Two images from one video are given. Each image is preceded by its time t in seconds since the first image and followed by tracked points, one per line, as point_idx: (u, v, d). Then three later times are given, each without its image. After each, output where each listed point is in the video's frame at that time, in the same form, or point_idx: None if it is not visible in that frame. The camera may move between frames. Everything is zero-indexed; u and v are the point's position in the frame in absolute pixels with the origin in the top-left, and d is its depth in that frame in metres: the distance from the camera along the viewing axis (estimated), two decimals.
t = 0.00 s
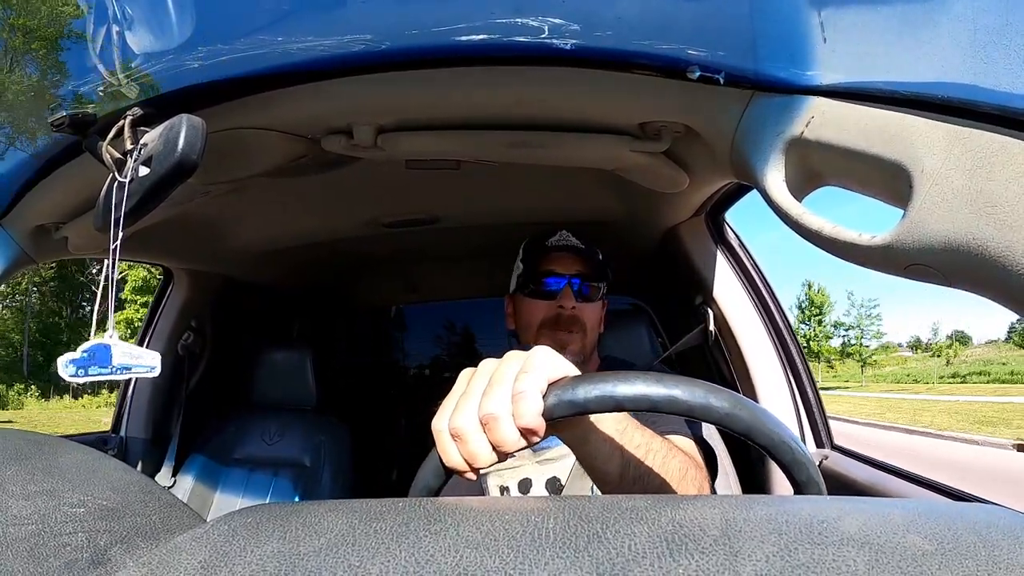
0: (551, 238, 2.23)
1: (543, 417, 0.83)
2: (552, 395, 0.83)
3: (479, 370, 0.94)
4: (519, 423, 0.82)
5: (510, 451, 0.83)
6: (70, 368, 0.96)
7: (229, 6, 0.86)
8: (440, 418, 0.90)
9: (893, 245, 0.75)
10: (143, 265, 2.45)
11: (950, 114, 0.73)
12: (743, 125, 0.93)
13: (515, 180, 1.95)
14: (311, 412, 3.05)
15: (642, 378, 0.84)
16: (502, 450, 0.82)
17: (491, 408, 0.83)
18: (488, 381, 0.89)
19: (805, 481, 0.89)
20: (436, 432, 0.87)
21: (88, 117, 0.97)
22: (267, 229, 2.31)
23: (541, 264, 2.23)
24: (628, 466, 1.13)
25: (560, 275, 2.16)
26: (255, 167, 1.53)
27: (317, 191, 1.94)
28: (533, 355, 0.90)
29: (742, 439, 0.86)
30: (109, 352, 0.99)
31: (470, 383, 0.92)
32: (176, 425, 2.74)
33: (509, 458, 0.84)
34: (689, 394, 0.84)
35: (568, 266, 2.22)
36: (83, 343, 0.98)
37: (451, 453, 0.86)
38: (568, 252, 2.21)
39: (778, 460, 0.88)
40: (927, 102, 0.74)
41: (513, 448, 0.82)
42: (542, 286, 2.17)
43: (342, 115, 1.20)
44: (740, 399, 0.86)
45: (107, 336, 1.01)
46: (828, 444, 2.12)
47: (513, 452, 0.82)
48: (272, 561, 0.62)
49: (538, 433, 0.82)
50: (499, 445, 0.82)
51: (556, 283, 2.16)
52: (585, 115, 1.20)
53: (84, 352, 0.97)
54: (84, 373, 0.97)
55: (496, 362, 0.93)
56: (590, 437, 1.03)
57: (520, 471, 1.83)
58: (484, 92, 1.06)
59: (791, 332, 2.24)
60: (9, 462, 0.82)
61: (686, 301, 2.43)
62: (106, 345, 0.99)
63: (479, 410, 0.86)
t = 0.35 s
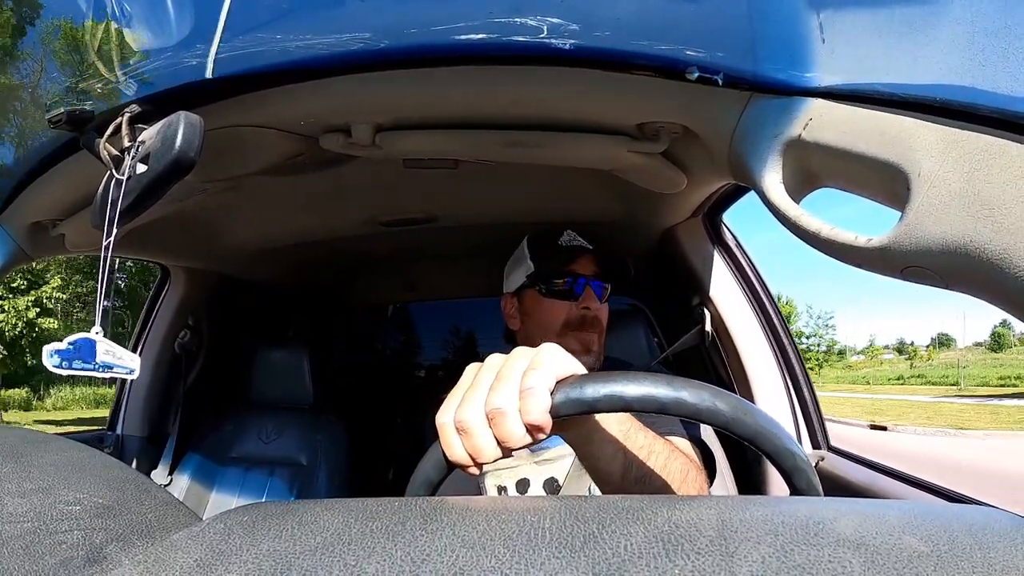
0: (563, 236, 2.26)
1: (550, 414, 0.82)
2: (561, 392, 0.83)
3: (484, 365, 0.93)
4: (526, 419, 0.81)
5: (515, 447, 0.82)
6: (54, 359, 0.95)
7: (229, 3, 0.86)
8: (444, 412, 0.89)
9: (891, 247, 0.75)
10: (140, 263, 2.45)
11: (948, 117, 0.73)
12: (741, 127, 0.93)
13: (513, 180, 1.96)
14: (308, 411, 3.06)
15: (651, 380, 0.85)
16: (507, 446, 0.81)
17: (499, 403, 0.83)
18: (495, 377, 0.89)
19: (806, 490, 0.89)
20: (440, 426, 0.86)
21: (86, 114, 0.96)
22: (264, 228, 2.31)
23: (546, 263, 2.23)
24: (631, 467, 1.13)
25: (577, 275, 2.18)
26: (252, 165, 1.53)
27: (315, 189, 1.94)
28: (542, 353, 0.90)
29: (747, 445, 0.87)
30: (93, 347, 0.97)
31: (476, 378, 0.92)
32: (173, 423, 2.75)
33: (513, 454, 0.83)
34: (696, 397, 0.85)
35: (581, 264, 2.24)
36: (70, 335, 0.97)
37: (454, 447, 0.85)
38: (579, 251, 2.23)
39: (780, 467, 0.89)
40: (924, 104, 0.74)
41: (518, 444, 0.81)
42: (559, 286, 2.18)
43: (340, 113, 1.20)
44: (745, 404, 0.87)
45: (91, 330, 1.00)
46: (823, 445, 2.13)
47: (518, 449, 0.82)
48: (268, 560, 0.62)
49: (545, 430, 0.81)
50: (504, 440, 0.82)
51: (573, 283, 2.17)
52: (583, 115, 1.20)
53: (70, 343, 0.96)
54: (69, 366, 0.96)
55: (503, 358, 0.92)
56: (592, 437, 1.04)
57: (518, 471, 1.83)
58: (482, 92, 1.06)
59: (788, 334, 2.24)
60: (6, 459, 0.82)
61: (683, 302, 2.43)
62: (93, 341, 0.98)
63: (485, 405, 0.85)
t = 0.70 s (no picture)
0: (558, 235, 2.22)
1: (563, 410, 0.83)
2: (574, 389, 0.84)
3: (498, 358, 0.94)
4: (539, 414, 0.82)
5: (526, 443, 0.83)
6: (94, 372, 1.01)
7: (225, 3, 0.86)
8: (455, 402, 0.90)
9: (888, 247, 0.75)
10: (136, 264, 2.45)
11: (944, 117, 0.73)
12: (737, 127, 0.93)
13: (510, 180, 1.96)
14: (304, 412, 3.09)
15: (666, 383, 0.85)
16: (518, 440, 0.82)
17: (512, 397, 0.84)
18: (508, 370, 0.89)
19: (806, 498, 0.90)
20: (449, 416, 0.87)
21: (82, 114, 0.96)
22: (261, 228, 2.32)
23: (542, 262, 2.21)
24: (634, 468, 1.14)
25: (557, 275, 2.15)
26: (249, 165, 1.53)
27: (312, 189, 1.94)
28: (558, 348, 0.91)
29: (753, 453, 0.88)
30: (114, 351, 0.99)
31: (489, 370, 0.92)
32: (169, 423, 2.72)
33: (522, 449, 0.84)
34: (708, 401, 0.85)
35: (568, 266, 2.19)
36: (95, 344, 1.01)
37: (464, 438, 0.86)
38: (568, 252, 2.19)
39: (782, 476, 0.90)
40: (919, 104, 0.74)
41: (529, 439, 0.82)
42: (540, 285, 2.16)
43: (337, 114, 1.20)
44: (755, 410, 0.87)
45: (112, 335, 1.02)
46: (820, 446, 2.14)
47: (528, 444, 0.83)
48: (265, 560, 0.62)
49: (557, 427, 0.82)
50: (515, 435, 0.83)
51: (552, 282, 2.15)
52: (580, 115, 1.20)
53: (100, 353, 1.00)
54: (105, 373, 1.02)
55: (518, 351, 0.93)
56: (600, 438, 1.03)
57: (517, 472, 1.83)
58: (480, 92, 1.06)
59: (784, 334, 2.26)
60: (2, 460, 0.81)
61: (680, 303, 2.44)
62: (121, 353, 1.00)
63: (498, 398, 0.86)
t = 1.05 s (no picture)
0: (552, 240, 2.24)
1: (587, 409, 0.84)
2: (601, 388, 0.85)
3: (519, 351, 0.94)
4: (564, 410, 0.83)
5: (547, 437, 0.83)
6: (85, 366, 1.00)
7: (221, 4, 0.86)
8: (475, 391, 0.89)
9: (884, 248, 0.75)
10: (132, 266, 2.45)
11: (941, 119, 0.73)
12: (733, 129, 0.93)
13: (506, 182, 1.96)
14: (300, 414, 3.07)
15: (692, 391, 0.87)
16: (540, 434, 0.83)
17: (539, 391, 0.84)
18: (533, 365, 0.90)
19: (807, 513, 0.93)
20: (471, 404, 0.86)
21: (78, 115, 0.96)
22: (257, 230, 2.31)
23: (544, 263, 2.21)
24: (631, 470, 1.14)
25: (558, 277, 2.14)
26: (245, 166, 1.52)
27: (310, 191, 1.94)
28: (582, 347, 0.92)
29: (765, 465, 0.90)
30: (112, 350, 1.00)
31: (510, 363, 0.93)
32: (165, 426, 2.71)
33: (541, 444, 0.84)
34: (728, 411, 0.87)
35: (568, 269, 2.20)
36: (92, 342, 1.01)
37: (482, 428, 0.85)
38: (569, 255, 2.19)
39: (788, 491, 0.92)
40: (915, 106, 0.74)
41: (551, 435, 0.83)
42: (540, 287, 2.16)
43: (333, 116, 1.20)
44: (769, 425, 0.90)
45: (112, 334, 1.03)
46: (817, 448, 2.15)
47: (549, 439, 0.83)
48: (261, 563, 0.62)
49: (579, 425, 0.83)
50: (538, 428, 0.83)
51: (553, 283, 2.14)
52: (576, 117, 1.20)
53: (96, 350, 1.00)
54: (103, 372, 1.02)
55: (540, 348, 0.94)
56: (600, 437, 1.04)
57: (514, 474, 1.86)
58: (478, 93, 1.06)
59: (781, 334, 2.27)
60: None
61: (676, 304, 2.44)
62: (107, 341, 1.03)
63: (523, 391, 0.86)
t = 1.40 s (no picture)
0: (552, 240, 2.21)
1: (600, 408, 0.84)
2: (614, 387, 0.85)
3: (531, 347, 0.94)
4: (578, 408, 0.83)
5: (558, 434, 0.83)
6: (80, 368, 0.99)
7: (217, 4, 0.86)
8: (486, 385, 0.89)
9: (881, 248, 0.75)
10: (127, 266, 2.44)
11: (940, 119, 0.73)
12: (729, 130, 0.93)
13: (503, 182, 1.95)
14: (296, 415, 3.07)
15: (703, 395, 0.87)
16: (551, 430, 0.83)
17: (553, 388, 0.85)
18: (548, 361, 0.90)
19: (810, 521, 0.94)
20: (483, 398, 0.86)
21: (74, 115, 0.95)
22: (253, 231, 2.31)
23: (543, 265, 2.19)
24: (628, 470, 1.14)
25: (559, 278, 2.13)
26: (242, 166, 1.52)
27: (306, 191, 1.94)
28: (596, 346, 0.92)
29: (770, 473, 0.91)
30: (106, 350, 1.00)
31: (522, 358, 0.93)
32: (162, 427, 2.70)
33: (551, 441, 0.85)
34: (738, 417, 0.87)
35: (568, 269, 2.19)
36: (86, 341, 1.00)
37: (493, 422, 0.85)
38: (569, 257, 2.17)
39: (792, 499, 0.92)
40: (914, 107, 0.75)
41: (563, 433, 0.83)
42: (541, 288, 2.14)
43: (329, 116, 1.20)
44: (777, 434, 0.90)
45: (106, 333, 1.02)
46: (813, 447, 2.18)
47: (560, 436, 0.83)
48: (258, 564, 0.62)
49: (591, 424, 0.84)
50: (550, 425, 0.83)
51: (554, 285, 2.13)
52: (573, 118, 1.20)
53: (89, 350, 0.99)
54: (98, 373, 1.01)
55: (553, 345, 0.94)
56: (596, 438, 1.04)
57: (510, 475, 1.87)
58: (474, 94, 1.06)
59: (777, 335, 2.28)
60: None
61: (673, 305, 2.44)
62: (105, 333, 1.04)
63: (536, 387, 0.86)
